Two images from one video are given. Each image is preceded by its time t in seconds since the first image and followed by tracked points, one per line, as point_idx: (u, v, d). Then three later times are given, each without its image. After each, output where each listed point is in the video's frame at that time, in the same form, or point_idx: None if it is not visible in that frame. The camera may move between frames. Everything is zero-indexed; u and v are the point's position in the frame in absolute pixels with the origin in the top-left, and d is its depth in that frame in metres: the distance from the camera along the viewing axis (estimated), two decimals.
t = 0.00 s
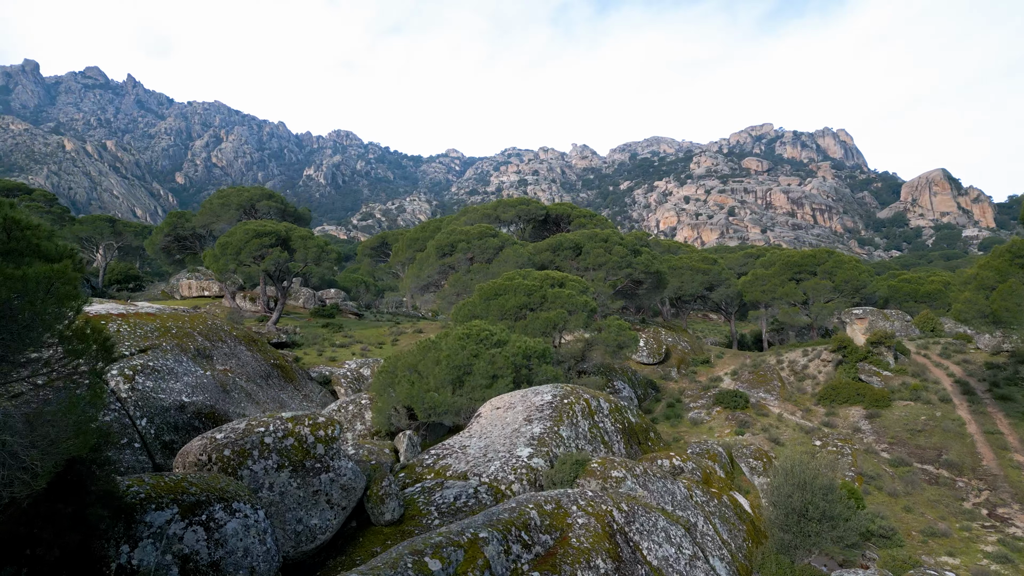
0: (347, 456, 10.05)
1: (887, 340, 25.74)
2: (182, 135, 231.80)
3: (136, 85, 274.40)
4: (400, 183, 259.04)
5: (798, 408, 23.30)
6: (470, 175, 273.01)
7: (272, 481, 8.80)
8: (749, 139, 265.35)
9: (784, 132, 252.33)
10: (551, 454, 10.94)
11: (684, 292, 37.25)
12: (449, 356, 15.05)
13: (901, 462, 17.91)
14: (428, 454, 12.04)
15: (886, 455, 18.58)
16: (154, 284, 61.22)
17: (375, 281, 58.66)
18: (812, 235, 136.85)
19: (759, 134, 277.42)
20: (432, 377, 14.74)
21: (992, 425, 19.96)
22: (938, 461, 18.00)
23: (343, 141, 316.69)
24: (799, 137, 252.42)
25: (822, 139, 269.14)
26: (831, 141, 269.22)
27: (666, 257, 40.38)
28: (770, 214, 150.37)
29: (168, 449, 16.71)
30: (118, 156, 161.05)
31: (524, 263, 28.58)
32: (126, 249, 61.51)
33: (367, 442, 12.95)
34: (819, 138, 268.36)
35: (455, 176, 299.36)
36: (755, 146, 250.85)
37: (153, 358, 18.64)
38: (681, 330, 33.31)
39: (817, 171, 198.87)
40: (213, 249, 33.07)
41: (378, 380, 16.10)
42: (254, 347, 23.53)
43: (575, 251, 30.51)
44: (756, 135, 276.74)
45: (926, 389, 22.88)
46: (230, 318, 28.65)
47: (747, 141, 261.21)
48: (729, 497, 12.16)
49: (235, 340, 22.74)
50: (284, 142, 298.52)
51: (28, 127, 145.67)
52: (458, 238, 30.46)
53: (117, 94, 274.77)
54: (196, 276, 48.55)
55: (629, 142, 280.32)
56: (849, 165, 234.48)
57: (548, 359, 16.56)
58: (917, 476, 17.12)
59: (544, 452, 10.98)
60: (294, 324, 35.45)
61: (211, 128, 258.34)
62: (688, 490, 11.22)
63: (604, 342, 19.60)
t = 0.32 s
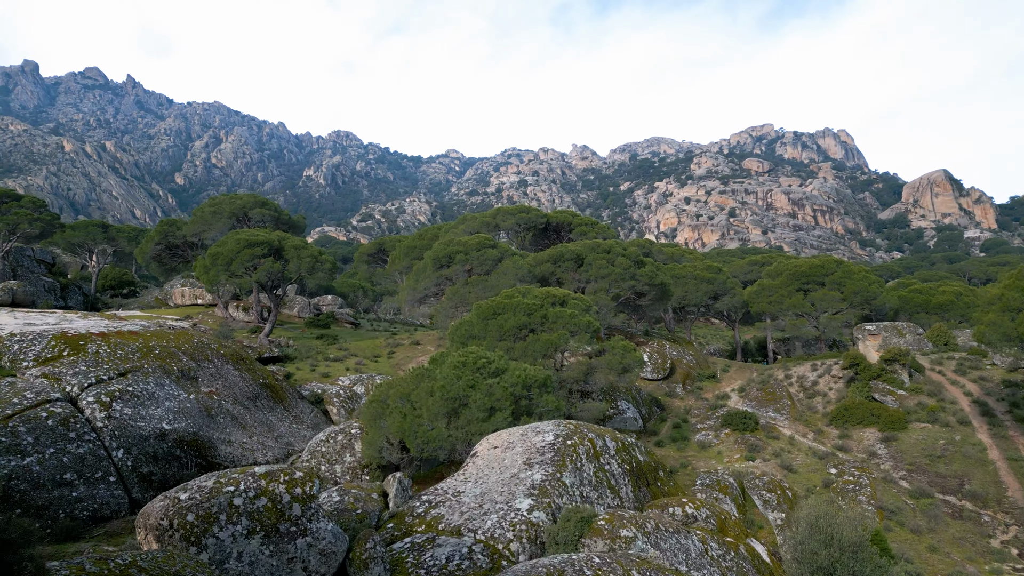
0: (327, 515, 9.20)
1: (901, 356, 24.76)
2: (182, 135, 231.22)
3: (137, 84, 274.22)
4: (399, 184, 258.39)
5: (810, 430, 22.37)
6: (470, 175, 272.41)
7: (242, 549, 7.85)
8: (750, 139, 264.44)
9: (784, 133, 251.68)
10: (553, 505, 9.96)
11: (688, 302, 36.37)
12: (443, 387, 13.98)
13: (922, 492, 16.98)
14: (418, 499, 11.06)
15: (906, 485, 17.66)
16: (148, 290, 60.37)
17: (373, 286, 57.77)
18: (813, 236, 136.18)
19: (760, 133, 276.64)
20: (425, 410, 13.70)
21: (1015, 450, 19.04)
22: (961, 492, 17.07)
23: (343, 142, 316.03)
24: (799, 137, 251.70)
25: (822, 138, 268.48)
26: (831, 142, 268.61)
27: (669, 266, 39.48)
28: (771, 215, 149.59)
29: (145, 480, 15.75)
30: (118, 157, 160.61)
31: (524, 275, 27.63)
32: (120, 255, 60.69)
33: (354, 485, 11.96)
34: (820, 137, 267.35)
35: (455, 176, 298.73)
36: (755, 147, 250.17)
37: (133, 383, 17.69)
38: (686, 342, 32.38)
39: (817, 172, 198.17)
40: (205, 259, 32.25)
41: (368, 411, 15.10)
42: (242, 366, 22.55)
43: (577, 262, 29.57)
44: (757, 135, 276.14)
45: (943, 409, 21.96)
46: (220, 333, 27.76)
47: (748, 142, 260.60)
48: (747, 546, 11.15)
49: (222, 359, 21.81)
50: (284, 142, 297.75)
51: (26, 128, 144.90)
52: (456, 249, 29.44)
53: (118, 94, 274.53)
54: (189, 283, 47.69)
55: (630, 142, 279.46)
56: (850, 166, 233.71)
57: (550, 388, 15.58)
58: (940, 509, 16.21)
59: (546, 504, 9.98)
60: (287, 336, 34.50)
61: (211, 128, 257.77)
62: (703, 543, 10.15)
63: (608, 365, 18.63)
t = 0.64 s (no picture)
0: None
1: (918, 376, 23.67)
2: (181, 136, 230.67)
3: (137, 85, 273.63)
4: (399, 185, 257.96)
5: (822, 453, 21.43)
6: (470, 176, 271.92)
7: None
8: (750, 140, 263.71)
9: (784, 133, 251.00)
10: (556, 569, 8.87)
11: (692, 313, 35.47)
12: (437, 423, 12.96)
13: (945, 528, 16.05)
14: (406, 553, 10.05)
15: (927, 518, 16.72)
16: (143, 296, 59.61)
17: (370, 293, 56.85)
18: (814, 237, 135.52)
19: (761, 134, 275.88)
20: (418, 449, 12.69)
21: None
22: (985, 526, 16.10)
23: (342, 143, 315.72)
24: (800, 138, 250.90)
25: (823, 139, 267.76)
26: (832, 142, 268.05)
27: (673, 275, 38.56)
28: (772, 217, 148.89)
29: (122, 518, 14.77)
30: (118, 158, 160.06)
31: (523, 290, 26.66)
32: (114, 260, 59.80)
33: (339, 536, 10.98)
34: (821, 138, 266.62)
35: (455, 177, 298.03)
36: (756, 148, 249.49)
37: (110, 411, 16.70)
38: (690, 355, 31.49)
39: (818, 172, 197.51)
40: (195, 269, 31.36)
41: (358, 445, 14.12)
42: (229, 386, 21.57)
43: (578, 275, 28.66)
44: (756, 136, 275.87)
45: (962, 433, 21.02)
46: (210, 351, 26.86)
47: (748, 142, 259.90)
48: None
49: (208, 381, 20.84)
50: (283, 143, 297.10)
51: (25, 129, 144.55)
52: (453, 261, 28.26)
53: (117, 95, 274.01)
54: (183, 292, 46.78)
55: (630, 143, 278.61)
56: (851, 167, 232.93)
57: (552, 421, 14.62)
58: (966, 547, 15.27)
59: (547, 568, 8.83)
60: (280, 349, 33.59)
61: (210, 129, 256.91)
62: None
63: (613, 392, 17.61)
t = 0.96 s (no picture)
0: None
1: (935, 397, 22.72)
2: (183, 135, 230.74)
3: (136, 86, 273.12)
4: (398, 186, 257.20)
5: (836, 480, 20.49)
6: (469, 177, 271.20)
7: None
8: (751, 140, 263.03)
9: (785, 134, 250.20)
10: None
11: (697, 325, 34.58)
12: (430, 465, 11.92)
13: (971, 568, 15.09)
14: None
15: (950, 556, 15.76)
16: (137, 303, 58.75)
17: (367, 300, 55.98)
18: (816, 239, 134.71)
19: (762, 134, 274.94)
20: (409, 493, 11.75)
21: None
22: (1012, 564, 15.11)
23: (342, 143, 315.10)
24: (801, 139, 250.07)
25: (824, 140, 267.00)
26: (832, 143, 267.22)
27: (676, 285, 37.70)
28: (773, 218, 148.06)
29: (95, 561, 13.78)
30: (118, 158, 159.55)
31: (524, 305, 25.77)
32: (108, 266, 58.95)
33: None
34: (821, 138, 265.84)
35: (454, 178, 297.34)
36: (756, 148, 248.74)
37: (86, 443, 15.74)
38: (696, 370, 30.59)
39: (819, 173, 196.74)
40: (185, 282, 30.45)
41: (346, 486, 13.18)
42: (216, 410, 20.63)
43: (580, 288, 27.75)
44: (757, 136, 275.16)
45: (982, 459, 20.06)
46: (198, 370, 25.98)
47: (748, 143, 259.09)
48: None
49: (192, 405, 19.89)
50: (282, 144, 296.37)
51: (24, 129, 143.95)
52: (451, 275, 27.33)
53: (117, 95, 273.48)
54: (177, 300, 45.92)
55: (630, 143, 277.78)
56: (852, 167, 232.23)
57: (554, 458, 13.68)
58: None
59: None
60: (273, 363, 32.67)
61: (209, 129, 256.21)
62: None
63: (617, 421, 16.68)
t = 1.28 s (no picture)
0: None
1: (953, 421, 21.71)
2: (182, 135, 229.97)
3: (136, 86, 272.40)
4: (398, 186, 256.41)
5: (851, 510, 19.58)
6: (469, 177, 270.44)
7: None
8: (752, 140, 262.26)
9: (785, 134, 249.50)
10: None
11: (701, 337, 33.69)
12: (422, 517, 10.99)
13: None
14: None
15: None
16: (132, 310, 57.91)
17: (365, 307, 55.12)
18: (818, 240, 133.81)
19: (763, 135, 274.05)
20: (399, 547, 10.83)
21: None
22: None
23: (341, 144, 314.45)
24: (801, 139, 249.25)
25: (824, 140, 266.07)
26: (833, 143, 266.30)
27: (680, 296, 36.83)
28: (774, 219, 147.19)
29: None
30: (118, 158, 158.97)
31: (524, 322, 24.86)
32: (102, 273, 58.09)
33: None
34: (821, 138, 265.35)
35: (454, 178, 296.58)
36: (756, 149, 247.96)
37: (59, 479, 14.80)
38: (702, 387, 29.70)
39: (819, 173, 195.90)
40: (175, 296, 29.53)
41: (331, 535, 12.31)
42: (201, 436, 19.68)
43: (582, 304, 26.84)
44: (757, 137, 274.44)
45: (1004, 487, 19.09)
46: (187, 388, 25.07)
47: (749, 143, 258.29)
48: None
49: (176, 432, 18.93)
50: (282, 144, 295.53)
51: (22, 129, 143.19)
52: (448, 290, 26.42)
53: (116, 95, 272.74)
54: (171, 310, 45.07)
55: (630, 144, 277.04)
56: (853, 168, 231.31)
57: (556, 502, 12.75)
58: None
59: None
60: (265, 378, 31.75)
61: (208, 130, 255.36)
62: None
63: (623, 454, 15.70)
